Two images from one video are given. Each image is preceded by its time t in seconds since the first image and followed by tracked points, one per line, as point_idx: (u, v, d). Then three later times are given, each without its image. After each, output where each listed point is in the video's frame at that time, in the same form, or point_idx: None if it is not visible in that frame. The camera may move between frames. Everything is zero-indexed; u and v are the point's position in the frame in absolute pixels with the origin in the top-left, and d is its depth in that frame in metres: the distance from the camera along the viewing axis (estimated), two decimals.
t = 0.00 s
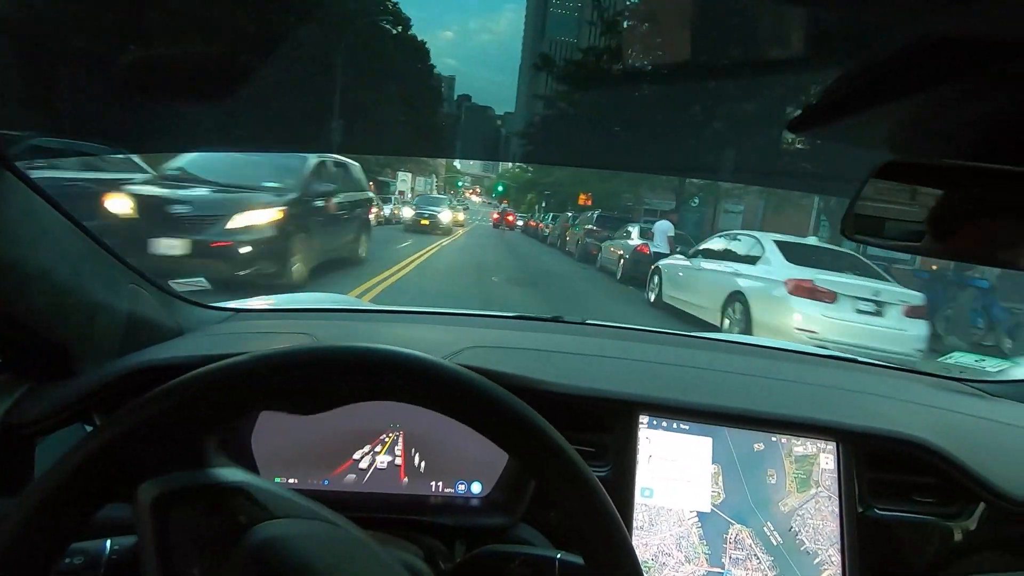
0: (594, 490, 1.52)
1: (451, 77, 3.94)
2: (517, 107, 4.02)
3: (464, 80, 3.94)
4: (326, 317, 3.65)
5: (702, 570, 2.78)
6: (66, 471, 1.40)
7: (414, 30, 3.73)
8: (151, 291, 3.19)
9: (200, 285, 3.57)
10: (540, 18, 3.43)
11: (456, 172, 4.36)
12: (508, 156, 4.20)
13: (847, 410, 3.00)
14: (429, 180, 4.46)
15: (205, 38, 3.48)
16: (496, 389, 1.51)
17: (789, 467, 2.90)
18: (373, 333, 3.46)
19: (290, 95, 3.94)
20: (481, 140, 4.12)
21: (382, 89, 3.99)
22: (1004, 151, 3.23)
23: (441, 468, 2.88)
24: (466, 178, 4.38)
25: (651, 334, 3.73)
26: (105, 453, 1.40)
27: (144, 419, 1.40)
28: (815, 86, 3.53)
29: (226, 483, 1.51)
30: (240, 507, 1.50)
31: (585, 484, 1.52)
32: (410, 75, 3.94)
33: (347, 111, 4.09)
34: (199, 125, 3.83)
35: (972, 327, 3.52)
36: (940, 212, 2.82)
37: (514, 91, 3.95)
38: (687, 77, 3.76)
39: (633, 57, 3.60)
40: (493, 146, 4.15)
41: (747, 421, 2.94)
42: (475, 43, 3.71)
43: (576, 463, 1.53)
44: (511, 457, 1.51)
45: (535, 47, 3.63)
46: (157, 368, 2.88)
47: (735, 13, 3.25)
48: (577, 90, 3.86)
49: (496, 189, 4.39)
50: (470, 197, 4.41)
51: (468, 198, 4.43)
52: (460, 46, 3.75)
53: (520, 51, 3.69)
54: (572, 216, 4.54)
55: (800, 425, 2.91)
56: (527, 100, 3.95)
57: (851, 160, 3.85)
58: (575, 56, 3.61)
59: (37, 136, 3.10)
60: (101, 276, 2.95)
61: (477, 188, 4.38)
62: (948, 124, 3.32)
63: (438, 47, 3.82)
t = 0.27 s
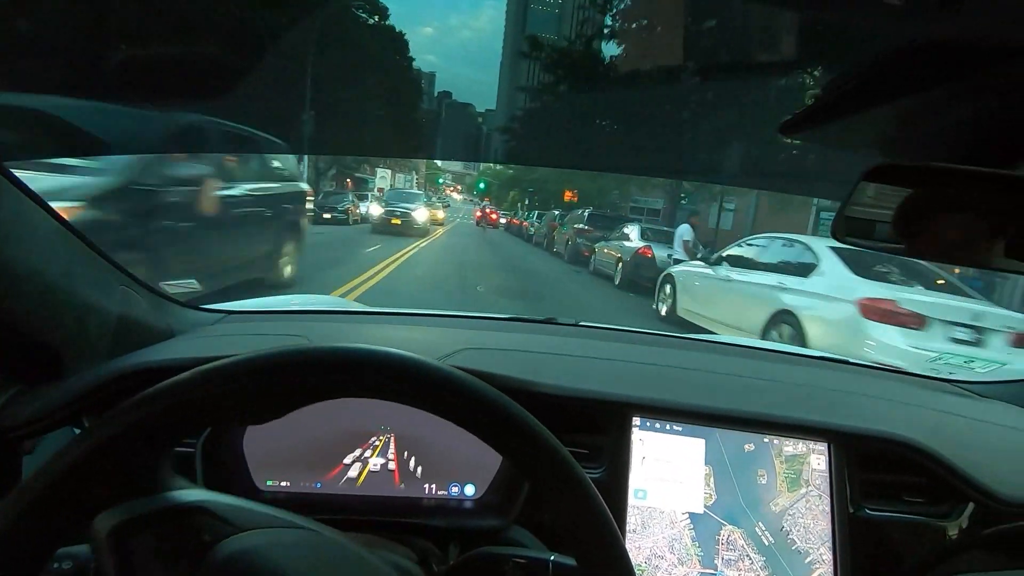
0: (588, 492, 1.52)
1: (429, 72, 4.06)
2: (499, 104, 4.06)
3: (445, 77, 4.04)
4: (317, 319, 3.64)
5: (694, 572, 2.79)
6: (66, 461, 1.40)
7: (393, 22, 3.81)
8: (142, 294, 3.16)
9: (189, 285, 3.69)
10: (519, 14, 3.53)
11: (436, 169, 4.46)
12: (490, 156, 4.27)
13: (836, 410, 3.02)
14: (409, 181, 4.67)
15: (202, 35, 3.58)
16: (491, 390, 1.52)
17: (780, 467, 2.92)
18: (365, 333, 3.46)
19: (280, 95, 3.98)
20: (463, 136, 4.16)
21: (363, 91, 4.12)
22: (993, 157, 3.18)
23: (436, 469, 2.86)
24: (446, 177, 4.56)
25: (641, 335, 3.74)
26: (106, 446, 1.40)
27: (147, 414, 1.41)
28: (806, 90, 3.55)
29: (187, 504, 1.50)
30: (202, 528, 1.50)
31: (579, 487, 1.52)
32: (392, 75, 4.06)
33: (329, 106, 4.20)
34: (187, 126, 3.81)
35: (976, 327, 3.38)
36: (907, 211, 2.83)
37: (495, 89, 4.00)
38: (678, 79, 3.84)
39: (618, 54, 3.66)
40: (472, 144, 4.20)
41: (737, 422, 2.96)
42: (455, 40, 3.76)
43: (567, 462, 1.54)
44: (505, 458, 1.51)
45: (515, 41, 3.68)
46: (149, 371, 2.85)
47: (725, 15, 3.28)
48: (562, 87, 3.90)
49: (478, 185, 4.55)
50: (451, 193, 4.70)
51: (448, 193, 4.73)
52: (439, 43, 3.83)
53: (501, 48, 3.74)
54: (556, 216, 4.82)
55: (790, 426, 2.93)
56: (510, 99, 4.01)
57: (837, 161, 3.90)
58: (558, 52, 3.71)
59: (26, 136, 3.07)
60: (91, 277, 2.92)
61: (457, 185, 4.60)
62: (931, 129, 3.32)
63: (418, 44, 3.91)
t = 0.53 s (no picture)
0: (582, 491, 1.54)
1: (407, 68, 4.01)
2: (482, 103, 4.06)
3: (427, 74, 4.04)
4: (309, 320, 3.62)
5: (688, 572, 2.80)
6: (51, 471, 1.44)
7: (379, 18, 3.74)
8: (132, 294, 3.13)
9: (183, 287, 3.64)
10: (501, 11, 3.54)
11: (419, 166, 4.36)
12: (474, 155, 4.26)
13: (825, 409, 3.05)
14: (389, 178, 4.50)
15: (194, 37, 3.60)
16: (484, 389, 1.55)
17: (771, 465, 2.94)
18: (357, 334, 3.45)
19: (272, 95, 4.06)
20: (445, 134, 4.17)
21: (346, 90, 4.09)
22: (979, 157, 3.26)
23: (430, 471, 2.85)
24: (429, 174, 4.41)
25: (634, 336, 3.74)
26: (84, 456, 1.43)
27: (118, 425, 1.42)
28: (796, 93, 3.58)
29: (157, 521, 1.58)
30: (174, 541, 1.58)
31: (574, 486, 1.54)
32: (377, 73, 4.02)
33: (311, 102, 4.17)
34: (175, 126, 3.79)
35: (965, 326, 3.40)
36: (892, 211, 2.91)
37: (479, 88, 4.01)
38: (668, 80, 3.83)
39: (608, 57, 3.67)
40: (454, 143, 4.20)
41: (729, 422, 2.97)
42: (439, 37, 3.75)
43: (560, 460, 1.55)
44: (500, 458, 1.52)
45: (506, 44, 3.73)
46: (140, 373, 2.82)
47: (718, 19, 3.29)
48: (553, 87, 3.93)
49: (462, 184, 4.45)
50: (435, 193, 4.48)
51: (431, 194, 4.50)
52: (422, 40, 3.80)
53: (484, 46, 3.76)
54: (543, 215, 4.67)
55: (782, 426, 2.94)
56: (495, 100, 4.02)
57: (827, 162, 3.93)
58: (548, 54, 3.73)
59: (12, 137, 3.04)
60: (79, 278, 2.89)
61: (440, 184, 4.44)
62: (924, 128, 3.37)
63: (400, 41, 3.86)
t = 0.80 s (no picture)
0: (580, 495, 1.54)
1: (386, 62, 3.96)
2: (468, 101, 4.06)
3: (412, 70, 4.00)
4: (303, 320, 3.61)
5: (684, 570, 2.80)
6: (49, 469, 1.41)
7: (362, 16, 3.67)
8: (124, 295, 3.11)
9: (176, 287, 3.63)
10: (489, 10, 3.52)
11: (404, 165, 4.26)
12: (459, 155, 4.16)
13: (819, 405, 3.06)
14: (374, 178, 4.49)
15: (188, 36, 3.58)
16: (482, 391, 1.55)
17: (768, 464, 2.95)
18: (353, 333, 3.45)
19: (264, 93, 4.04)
20: (431, 133, 4.08)
21: (333, 88, 4.06)
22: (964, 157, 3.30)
23: (427, 471, 2.84)
24: (414, 172, 4.33)
25: (628, 335, 3.75)
26: (90, 455, 1.42)
27: (126, 424, 1.42)
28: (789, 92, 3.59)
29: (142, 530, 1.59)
30: (157, 554, 1.58)
31: (571, 490, 1.53)
32: (363, 70, 3.99)
33: (294, 101, 4.03)
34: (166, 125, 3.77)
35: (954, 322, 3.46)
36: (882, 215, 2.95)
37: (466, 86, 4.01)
38: (660, 82, 3.77)
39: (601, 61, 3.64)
40: (438, 142, 4.09)
41: (725, 420, 2.98)
42: (426, 33, 3.74)
43: (556, 460, 1.54)
44: (498, 461, 1.52)
45: (494, 42, 3.73)
46: (134, 373, 2.81)
47: (711, 19, 3.29)
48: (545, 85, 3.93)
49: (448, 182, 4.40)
50: (420, 190, 4.45)
51: (416, 191, 4.48)
52: (408, 36, 3.76)
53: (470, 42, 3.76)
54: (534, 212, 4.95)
55: (778, 424, 2.95)
56: (480, 99, 4.04)
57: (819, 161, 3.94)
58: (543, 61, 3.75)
59: None
60: (71, 278, 2.87)
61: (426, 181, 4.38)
62: (915, 128, 3.38)
63: (385, 38, 3.79)
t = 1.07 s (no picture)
0: (574, 495, 1.54)
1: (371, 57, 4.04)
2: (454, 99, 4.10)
3: (398, 69, 4.07)
4: (298, 318, 3.60)
5: (679, 568, 2.81)
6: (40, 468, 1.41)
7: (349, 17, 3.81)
8: (118, 292, 3.09)
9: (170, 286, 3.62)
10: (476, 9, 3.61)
11: (391, 162, 4.23)
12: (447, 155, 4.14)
13: (812, 404, 3.08)
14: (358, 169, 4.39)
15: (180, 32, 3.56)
16: (478, 390, 1.55)
17: (765, 466, 2.95)
18: (351, 332, 3.44)
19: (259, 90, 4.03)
20: (419, 130, 4.08)
21: (320, 88, 4.12)
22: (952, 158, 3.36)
23: (422, 469, 2.84)
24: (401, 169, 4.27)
25: (623, 334, 3.75)
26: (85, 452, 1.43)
27: (118, 422, 1.41)
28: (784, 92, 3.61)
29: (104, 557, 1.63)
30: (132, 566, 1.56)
31: (565, 489, 1.54)
32: (353, 71, 4.07)
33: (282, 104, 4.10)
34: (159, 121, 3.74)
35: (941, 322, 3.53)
36: (870, 215, 2.91)
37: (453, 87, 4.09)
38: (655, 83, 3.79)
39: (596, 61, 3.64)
40: (426, 140, 4.09)
41: (719, 419, 3.00)
42: (413, 32, 3.82)
43: (550, 458, 1.55)
44: (492, 461, 1.52)
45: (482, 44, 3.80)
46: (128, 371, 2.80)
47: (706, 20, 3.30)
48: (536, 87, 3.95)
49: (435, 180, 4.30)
50: (407, 188, 4.39)
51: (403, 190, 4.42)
52: (395, 35, 3.85)
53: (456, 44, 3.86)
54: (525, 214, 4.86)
55: (772, 422, 2.97)
56: (467, 96, 4.05)
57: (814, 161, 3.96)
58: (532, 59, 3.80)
59: None
60: (64, 276, 2.85)
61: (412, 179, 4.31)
62: (906, 130, 3.42)
63: (371, 35, 3.90)
